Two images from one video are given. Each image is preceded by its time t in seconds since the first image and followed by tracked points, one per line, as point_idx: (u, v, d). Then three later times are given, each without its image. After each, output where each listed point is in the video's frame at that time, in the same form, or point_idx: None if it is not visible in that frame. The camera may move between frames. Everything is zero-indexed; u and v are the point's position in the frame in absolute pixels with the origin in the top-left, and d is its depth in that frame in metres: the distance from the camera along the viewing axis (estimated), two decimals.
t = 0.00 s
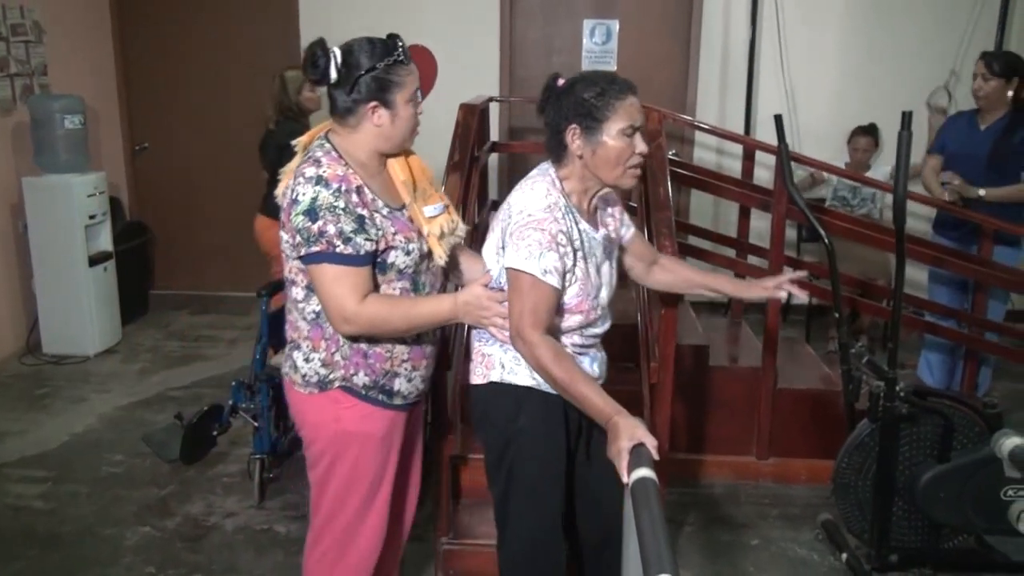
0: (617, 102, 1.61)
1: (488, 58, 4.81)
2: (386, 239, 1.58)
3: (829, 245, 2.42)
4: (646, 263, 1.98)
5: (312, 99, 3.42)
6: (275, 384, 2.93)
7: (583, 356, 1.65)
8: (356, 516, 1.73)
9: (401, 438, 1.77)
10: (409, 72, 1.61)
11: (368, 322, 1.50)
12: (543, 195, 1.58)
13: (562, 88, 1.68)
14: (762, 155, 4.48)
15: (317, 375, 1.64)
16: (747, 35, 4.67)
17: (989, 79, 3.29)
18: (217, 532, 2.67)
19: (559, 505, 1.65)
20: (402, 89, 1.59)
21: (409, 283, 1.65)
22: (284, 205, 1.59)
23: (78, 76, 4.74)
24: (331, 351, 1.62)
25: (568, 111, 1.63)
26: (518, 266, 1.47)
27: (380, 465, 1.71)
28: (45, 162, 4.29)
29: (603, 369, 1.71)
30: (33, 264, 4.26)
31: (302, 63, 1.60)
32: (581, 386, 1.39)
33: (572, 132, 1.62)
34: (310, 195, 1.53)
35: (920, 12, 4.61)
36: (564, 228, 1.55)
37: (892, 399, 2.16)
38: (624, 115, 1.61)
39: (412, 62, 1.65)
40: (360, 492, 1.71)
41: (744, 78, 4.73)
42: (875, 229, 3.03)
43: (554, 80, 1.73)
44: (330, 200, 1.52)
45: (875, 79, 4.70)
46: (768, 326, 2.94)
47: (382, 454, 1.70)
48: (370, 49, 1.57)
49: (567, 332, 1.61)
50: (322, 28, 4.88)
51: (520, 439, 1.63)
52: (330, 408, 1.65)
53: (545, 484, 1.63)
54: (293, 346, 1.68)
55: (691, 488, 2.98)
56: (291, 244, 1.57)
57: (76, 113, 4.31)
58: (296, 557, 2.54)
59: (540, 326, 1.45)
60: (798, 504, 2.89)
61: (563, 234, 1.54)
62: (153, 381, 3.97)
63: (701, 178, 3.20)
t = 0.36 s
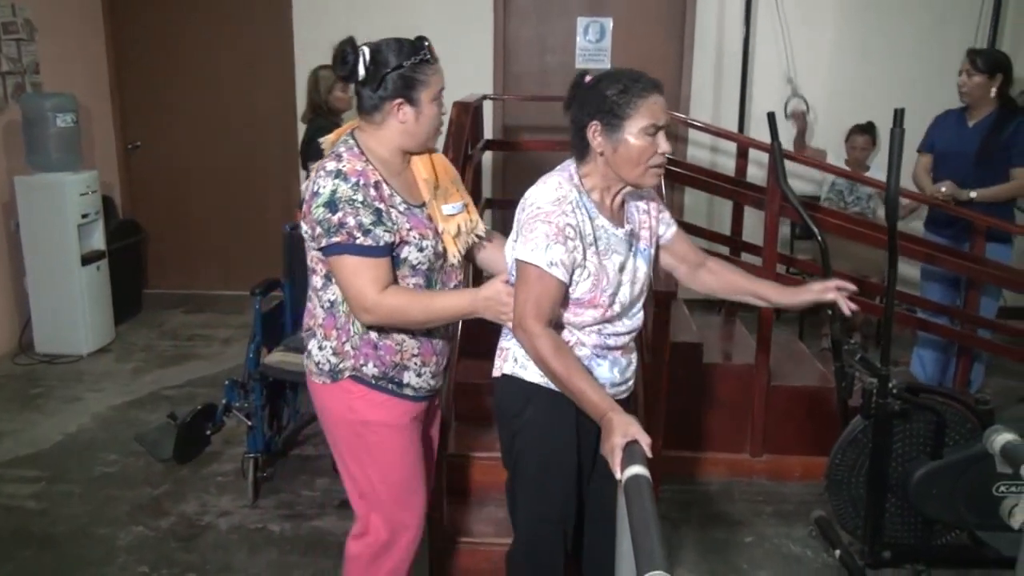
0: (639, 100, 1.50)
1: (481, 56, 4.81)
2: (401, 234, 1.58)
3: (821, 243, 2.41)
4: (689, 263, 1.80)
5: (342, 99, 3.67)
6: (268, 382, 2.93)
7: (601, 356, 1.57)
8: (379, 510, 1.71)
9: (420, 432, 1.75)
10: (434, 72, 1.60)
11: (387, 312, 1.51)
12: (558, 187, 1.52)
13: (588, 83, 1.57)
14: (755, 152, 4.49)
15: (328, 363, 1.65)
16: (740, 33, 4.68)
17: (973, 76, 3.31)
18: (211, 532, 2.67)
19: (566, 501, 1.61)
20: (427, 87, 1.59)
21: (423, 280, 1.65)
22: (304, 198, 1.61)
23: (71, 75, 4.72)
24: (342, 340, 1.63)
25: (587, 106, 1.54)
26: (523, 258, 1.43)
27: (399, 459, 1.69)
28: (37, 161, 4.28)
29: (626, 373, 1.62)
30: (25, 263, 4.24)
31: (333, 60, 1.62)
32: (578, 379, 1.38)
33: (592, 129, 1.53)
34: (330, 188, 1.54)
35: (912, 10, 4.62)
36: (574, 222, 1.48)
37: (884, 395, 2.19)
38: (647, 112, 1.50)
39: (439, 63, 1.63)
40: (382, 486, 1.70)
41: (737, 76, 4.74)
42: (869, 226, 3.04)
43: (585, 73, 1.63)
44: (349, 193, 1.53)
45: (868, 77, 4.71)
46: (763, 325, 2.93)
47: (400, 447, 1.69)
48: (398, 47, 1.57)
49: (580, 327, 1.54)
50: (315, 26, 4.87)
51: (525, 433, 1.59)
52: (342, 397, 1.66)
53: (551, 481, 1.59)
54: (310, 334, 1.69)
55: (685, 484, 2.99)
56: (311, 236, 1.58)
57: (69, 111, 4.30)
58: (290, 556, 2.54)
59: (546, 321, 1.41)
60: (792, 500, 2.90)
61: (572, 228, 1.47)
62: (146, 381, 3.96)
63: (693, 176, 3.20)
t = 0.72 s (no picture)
0: (632, 97, 1.45)
1: (469, 54, 4.81)
2: (406, 236, 1.58)
3: (807, 240, 2.43)
4: (709, 257, 1.75)
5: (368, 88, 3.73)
6: (255, 381, 2.92)
7: (594, 356, 1.55)
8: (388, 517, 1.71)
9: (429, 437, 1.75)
10: (426, 73, 1.57)
11: (390, 314, 1.50)
12: (547, 184, 1.51)
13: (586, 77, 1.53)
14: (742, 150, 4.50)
15: (338, 369, 1.65)
16: (728, 32, 4.69)
17: (956, 75, 3.35)
18: (197, 531, 2.66)
19: (559, 501, 1.60)
20: (414, 89, 1.56)
21: (429, 282, 1.64)
22: (308, 199, 1.60)
23: (56, 72, 4.69)
24: (352, 345, 1.63)
25: (580, 101, 1.51)
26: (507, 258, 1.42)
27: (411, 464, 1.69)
28: (22, 158, 4.25)
29: (623, 375, 1.60)
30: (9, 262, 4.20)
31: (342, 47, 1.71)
32: (564, 378, 1.39)
33: (583, 125, 1.50)
34: (333, 188, 1.54)
35: (897, 9, 4.65)
36: (558, 219, 1.46)
37: (869, 392, 2.22)
38: (640, 110, 1.45)
39: (440, 63, 1.60)
40: (392, 492, 1.69)
41: (724, 74, 4.75)
42: (853, 224, 3.04)
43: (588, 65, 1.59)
44: (352, 194, 1.53)
45: (854, 75, 4.74)
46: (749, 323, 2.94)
47: (412, 453, 1.69)
48: (395, 45, 1.57)
49: (571, 324, 1.53)
50: (302, 23, 4.85)
51: (513, 427, 1.58)
52: (353, 404, 1.65)
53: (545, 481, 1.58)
54: (320, 341, 1.68)
55: (672, 481, 3.00)
56: (314, 237, 1.58)
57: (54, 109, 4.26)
58: (278, 555, 2.53)
59: (534, 317, 1.42)
60: (778, 497, 2.91)
61: (555, 225, 1.45)
62: (132, 380, 3.94)
63: (680, 175, 3.21)
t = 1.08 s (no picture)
0: (626, 95, 1.42)
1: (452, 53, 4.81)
2: (404, 233, 1.62)
3: (789, 239, 2.47)
4: (712, 261, 1.72)
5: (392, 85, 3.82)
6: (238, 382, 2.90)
7: (582, 356, 1.53)
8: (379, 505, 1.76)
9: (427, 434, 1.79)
10: (418, 80, 1.58)
11: (382, 309, 1.56)
12: (538, 182, 1.50)
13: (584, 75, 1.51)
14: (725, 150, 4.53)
15: (338, 360, 1.70)
16: (711, 32, 4.72)
17: (934, 77, 3.36)
18: (180, 533, 2.65)
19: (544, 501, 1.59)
20: (405, 95, 1.58)
21: (429, 278, 1.67)
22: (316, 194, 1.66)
23: (37, 71, 4.65)
24: (351, 338, 1.68)
25: (575, 98, 1.49)
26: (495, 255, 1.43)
27: (404, 456, 1.74)
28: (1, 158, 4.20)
29: (612, 379, 1.57)
30: None
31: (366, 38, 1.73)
32: (550, 373, 1.40)
33: (578, 123, 1.49)
34: (334, 184, 1.59)
35: (878, 11, 4.69)
36: (547, 217, 1.45)
37: (851, 390, 2.22)
38: (633, 108, 1.42)
39: (437, 68, 1.59)
40: (382, 482, 1.74)
41: (708, 74, 4.78)
42: (836, 223, 3.07)
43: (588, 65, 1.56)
44: (351, 191, 1.57)
45: (837, 76, 4.77)
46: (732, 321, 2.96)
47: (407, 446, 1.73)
48: (391, 49, 1.60)
49: (559, 322, 1.52)
50: (285, 22, 4.83)
51: (501, 423, 1.59)
52: (351, 395, 1.70)
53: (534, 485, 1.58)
54: (326, 331, 1.74)
55: (656, 480, 3.02)
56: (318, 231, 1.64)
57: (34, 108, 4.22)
58: (261, 557, 2.52)
59: (524, 313, 1.43)
60: (761, 494, 2.93)
61: (543, 223, 1.44)
62: (115, 382, 3.91)
63: (667, 172, 3.27)
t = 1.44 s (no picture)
0: (625, 94, 1.39)
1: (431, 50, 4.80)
2: (404, 229, 1.65)
3: (768, 234, 2.51)
4: (711, 258, 1.67)
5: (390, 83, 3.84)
6: (219, 381, 2.89)
7: (568, 350, 1.52)
8: (389, 484, 1.81)
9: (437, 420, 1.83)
10: (417, 83, 1.59)
11: (374, 303, 1.62)
12: (529, 177, 1.47)
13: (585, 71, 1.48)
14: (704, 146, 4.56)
15: (348, 344, 1.79)
16: (690, 28, 4.74)
17: (911, 73, 3.41)
18: (161, 533, 2.63)
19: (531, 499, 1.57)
20: (406, 96, 1.60)
21: (430, 273, 1.71)
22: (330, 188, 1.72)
23: (13, 70, 4.60)
24: (357, 324, 1.76)
25: (574, 93, 1.46)
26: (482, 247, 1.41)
27: (412, 438, 1.79)
28: None
29: (599, 376, 1.54)
30: None
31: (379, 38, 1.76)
32: (532, 365, 1.40)
33: (574, 119, 1.45)
34: (339, 181, 1.64)
35: (853, 7, 4.73)
36: (535, 212, 1.43)
37: (829, 383, 2.25)
38: (631, 107, 1.39)
39: (438, 69, 1.60)
40: (391, 461, 1.79)
41: (687, 70, 4.80)
42: (817, 219, 3.09)
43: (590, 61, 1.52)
44: (353, 188, 1.62)
45: (814, 71, 4.81)
46: (712, 315, 2.98)
47: (415, 428, 1.78)
48: (395, 50, 1.62)
49: (546, 317, 1.50)
50: (264, 19, 4.81)
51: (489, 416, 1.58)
52: (359, 376, 1.78)
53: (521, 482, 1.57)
54: (343, 318, 1.84)
55: (638, 474, 3.03)
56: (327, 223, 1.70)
57: (9, 107, 4.18)
58: (243, 556, 2.51)
59: (512, 306, 1.42)
60: (742, 487, 2.96)
61: (533, 218, 1.42)
62: (94, 383, 3.88)
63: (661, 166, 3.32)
